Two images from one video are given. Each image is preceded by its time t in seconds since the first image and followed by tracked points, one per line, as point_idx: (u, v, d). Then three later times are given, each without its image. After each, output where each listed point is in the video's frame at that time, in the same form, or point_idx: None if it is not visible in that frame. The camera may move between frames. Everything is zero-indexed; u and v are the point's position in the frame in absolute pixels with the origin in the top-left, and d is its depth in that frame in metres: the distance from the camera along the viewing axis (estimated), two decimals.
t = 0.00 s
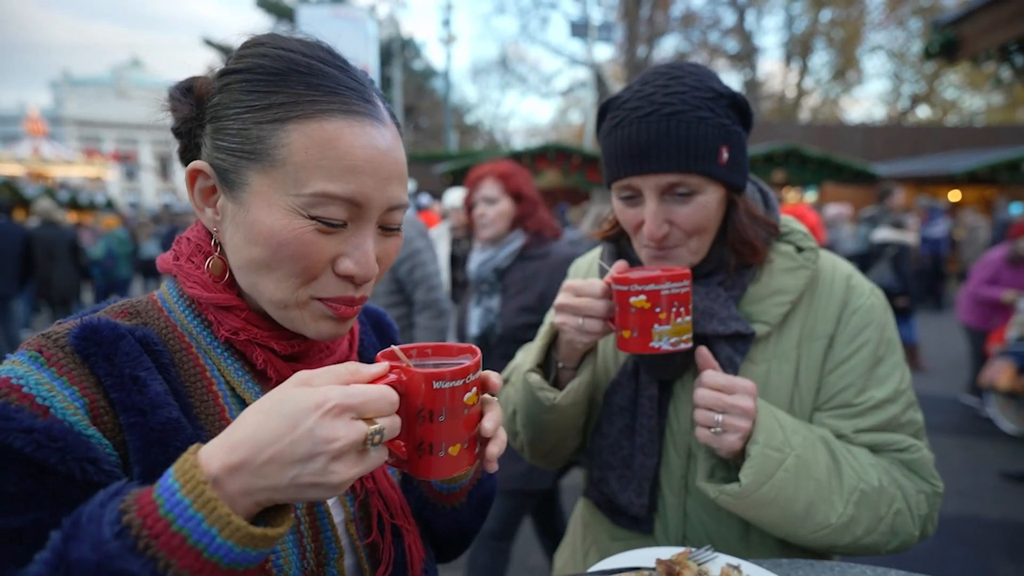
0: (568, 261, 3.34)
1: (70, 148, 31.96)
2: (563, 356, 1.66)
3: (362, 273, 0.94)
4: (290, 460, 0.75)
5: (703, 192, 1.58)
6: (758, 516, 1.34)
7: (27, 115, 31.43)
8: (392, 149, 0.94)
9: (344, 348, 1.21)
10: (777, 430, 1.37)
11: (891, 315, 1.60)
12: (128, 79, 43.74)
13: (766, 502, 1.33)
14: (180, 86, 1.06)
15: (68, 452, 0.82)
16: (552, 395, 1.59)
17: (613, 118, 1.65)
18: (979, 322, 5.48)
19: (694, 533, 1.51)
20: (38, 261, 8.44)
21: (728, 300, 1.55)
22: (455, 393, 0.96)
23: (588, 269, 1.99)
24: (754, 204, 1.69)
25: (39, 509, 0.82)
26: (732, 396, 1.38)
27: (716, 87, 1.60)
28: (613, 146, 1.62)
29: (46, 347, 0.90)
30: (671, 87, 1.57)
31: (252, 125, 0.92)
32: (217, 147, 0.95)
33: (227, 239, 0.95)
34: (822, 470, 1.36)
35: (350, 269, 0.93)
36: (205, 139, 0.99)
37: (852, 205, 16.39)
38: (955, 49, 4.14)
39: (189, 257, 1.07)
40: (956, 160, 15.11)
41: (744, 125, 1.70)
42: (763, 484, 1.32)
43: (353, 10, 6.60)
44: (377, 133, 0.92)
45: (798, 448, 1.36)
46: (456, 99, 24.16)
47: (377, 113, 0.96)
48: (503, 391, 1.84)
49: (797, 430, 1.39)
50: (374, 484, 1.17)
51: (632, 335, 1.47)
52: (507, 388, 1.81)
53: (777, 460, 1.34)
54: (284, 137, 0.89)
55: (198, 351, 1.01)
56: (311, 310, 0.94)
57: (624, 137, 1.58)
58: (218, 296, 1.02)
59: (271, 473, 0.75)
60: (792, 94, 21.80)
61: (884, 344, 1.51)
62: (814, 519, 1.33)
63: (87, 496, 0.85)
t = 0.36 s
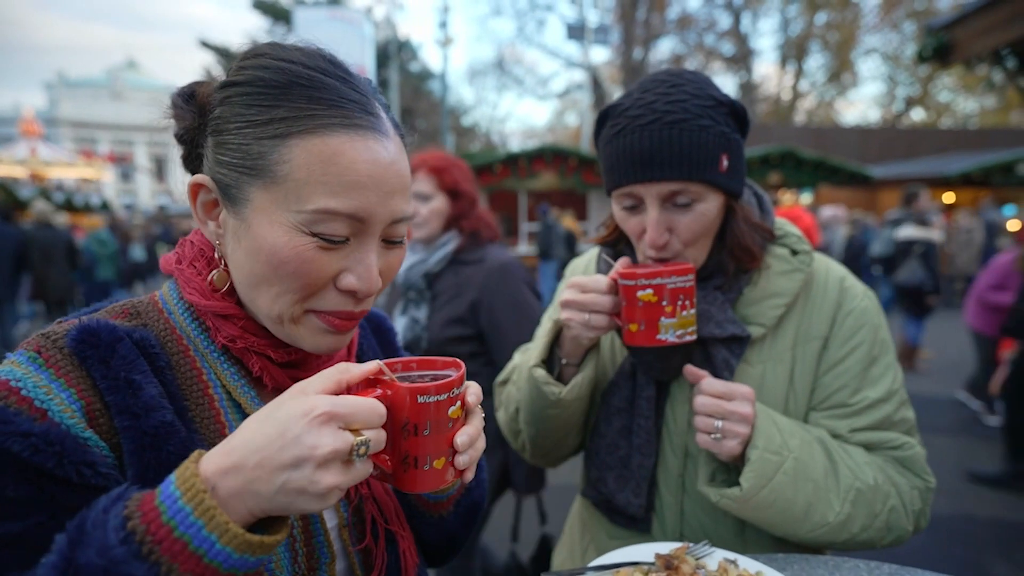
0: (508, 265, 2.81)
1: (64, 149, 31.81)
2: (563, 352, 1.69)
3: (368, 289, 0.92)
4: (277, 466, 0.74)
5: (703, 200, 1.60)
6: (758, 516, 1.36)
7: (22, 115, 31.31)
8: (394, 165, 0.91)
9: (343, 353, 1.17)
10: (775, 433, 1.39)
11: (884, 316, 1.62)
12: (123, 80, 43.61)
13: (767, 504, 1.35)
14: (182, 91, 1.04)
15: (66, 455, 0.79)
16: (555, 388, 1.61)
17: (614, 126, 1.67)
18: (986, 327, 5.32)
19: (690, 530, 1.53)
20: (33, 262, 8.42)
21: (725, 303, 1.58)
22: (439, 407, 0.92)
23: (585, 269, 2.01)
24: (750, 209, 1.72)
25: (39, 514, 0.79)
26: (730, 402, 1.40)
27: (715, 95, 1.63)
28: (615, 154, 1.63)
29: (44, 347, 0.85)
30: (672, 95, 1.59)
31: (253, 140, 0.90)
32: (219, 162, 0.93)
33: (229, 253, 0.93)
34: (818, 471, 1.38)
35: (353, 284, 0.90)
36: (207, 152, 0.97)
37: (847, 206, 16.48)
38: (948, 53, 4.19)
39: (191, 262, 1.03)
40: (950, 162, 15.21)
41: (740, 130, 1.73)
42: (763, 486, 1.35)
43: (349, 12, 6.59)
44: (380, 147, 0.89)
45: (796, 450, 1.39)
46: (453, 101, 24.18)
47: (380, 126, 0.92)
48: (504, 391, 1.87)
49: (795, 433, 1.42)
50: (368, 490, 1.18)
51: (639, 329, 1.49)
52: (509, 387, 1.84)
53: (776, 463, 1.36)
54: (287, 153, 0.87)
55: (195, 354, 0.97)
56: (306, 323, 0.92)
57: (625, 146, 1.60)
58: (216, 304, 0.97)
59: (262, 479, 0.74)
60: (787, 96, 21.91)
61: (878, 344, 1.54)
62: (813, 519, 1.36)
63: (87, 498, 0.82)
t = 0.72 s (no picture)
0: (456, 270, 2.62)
1: (55, 149, 31.61)
2: (560, 349, 1.73)
3: (382, 310, 0.95)
4: (298, 452, 0.78)
5: (697, 205, 1.65)
6: (751, 511, 1.40)
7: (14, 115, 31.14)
8: (413, 191, 0.93)
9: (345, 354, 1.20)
10: (767, 429, 1.43)
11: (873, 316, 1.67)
12: (115, 80, 43.36)
13: (759, 498, 1.39)
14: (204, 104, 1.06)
15: (86, 452, 0.81)
16: (553, 383, 1.65)
17: (609, 134, 1.71)
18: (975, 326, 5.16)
19: (686, 525, 1.57)
20: (27, 264, 8.39)
21: (718, 302, 1.62)
22: (437, 401, 0.96)
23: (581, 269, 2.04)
24: (744, 212, 1.76)
25: (65, 510, 0.82)
26: (723, 398, 1.44)
27: (706, 103, 1.67)
28: (610, 162, 1.67)
29: (59, 345, 0.88)
30: (665, 104, 1.63)
31: (275, 162, 0.93)
32: (240, 181, 0.96)
33: (247, 269, 0.96)
34: (809, 466, 1.43)
35: (367, 306, 0.93)
36: (227, 170, 0.99)
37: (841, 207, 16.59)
38: (938, 55, 4.24)
39: (201, 265, 1.06)
40: (942, 163, 15.34)
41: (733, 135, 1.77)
42: (757, 480, 1.39)
43: (343, 12, 6.58)
44: (399, 173, 0.91)
45: (787, 446, 1.43)
46: (447, 102, 24.16)
47: (400, 151, 0.95)
48: (502, 389, 1.90)
49: (787, 429, 1.46)
50: (372, 489, 1.20)
51: (635, 324, 1.54)
52: (507, 384, 1.88)
53: (768, 458, 1.40)
54: (309, 179, 0.89)
55: (206, 355, 1.00)
56: (326, 343, 0.95)
57: (620, 154, 1.64)
58: (227, 308, 1.00)
59: (283, 470, 0.78)
60: (781, 98, 22.05)
61: (867, 343, 1.59)
62: (804, 513, 1.40)
63: (108, 493, 0.85)
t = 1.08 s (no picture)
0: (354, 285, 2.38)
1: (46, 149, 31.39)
2: (560, 344, 1.77)
3: (399, 318, 0.99)
4: (329, 428, 0.83)
5: (693, 207, 1.69)
6: (748, 502, 1.44)
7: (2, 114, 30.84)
8: (434, 206, 0.97)
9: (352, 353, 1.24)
10: (763, 422, 1.48)
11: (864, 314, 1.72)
12: (106, 79, 43.07)
13: (755, 489, 1.43)
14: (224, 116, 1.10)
15: (119, 448, 0.85)
16: (552, 376, 1.69)
17: (608, 138, 1.74)
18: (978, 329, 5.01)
19: (683, 519, 1.62)
20: (19, 264, 8.34)
21: (715, 301, 1.67)
22: (449, 383, 1.02)
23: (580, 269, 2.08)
24: (738, 213, 1.81)
25: (98, 502, 0.85)
26: (721, 392, 1.49)
27: (701, 107, 1.72)
28: (609, 166, 1.71)
29: (83, 344, 0.90)
30: (662, 108, 1.68)
31: (299, 176, 0.96)
32: (264, 193, 0.99)
33: (268, 278, 0.99)
34: (803, 458, 1.47)
35: (386, 316, 0.98)
36: (250, 181, 1.02)
37: (832, 208, 16.73)
38: (927, 59, 4.31)
39: (217, 268, 1.09)
40: (931, 165, 15.50)
41: (728, 138, 1.81)
42: (753, 472, 1.43)
43: (336, 12, 6.58)
44: (421, 189, 0.95)
45: (783, 439, 1.47)
46: (441, 102, 24.15)
47: (422, 166, 0.98)
48: (502, 386, 1.94)
49: (781, 423, 1.51)
50: (385, 484, 1.24)
51: (634, 317, 1.58)
52: (507, 379, 1.91)
53: (764, 451, 1.44)
54: (334, 195, 0.93)
55: (223, 355, 1.03)
56: (345, 352, 1.01)
57: (619, 159, 1.68)
58: (247, 311, 1.03)
59: (310, 450, 0.83)
60: (773, 99, 22.20)
61: (858, 341, 1.63)
62: (798, 504, 1.44)
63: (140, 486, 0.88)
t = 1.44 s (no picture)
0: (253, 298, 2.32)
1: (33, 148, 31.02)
2: (558, 338, 1.81)
3: (413, 317, 1.03)
4: (348, 408, 0.90)
5: (690, 208, 1.73)
6: (744, 494, 1.49)
7: None
8: (446, 208, 1.01)
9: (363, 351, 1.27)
10: (759, 416, 1.52)
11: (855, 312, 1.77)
12: (93, 78, 42.62)
13: (751, 481, 1.48)
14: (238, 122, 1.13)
15: (145, 442, 0.89)
16: (550, 367, 1.72)
17: (607, 142, 1.79)
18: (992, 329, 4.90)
19: (680, 512, 1.66)
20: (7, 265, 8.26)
21: (712, 298, 1.71)
22: (458, 366, 1.09)
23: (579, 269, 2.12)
24: (734, 213, 1.85)
25: (129, 493, 0.89)
26: (719, 385, 1.53)
27: (696, 110, 1.76)
28: (608, 170, 1.75)
29: (103, 344, 0.94)
30: (659, 112, 1.72)
31: (316, 181, 0.99)
32: (281, 198, 1.02)
33: (284, 278, 1.03)
34: (798, 451, 1.52)
35: (401, 317, 1.02)
36: (265, 184, 1.06)
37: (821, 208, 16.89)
38: (913, 61, 4.40)
39: (232, 267, 1.12)
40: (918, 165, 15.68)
41: (723, 139, 1.86)
42: (750, 464, 1.47)
43: (328, 12, 6.58)
44: (435, 191, 0.99)
45: (778, 432, 1.52)
46: (433, 102, 24.11)
47: (434, 169, 1.02)
48: (502, 381, 1.98)
49: (777, 417, 1.55)
50: (398, 478, 1.28)
51: (634, 309, 1.64)
52: (507, 375, 1.95)
53: (760, 443, 1.49)
54: (352, 199, 0.96)
55: (238, 354, 1.06)
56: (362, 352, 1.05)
57: (618, 163, 1.72)
58: (262, 311, 1.06)
59: (331, 431, 0.90)
60: (763, 100, 22.36)
61: (849, 338, 1.69)
62: (792, 494, 1.49)
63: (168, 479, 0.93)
